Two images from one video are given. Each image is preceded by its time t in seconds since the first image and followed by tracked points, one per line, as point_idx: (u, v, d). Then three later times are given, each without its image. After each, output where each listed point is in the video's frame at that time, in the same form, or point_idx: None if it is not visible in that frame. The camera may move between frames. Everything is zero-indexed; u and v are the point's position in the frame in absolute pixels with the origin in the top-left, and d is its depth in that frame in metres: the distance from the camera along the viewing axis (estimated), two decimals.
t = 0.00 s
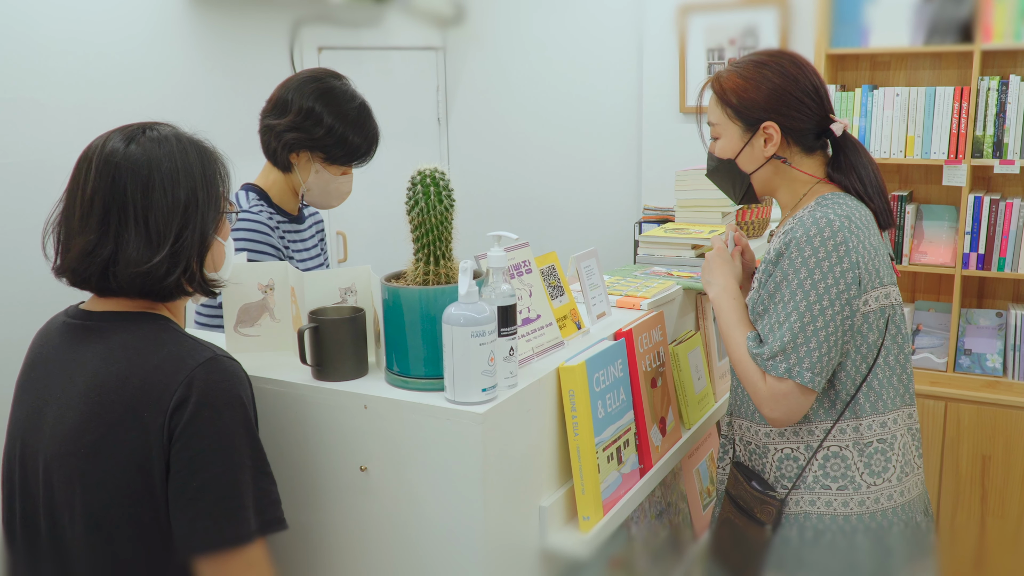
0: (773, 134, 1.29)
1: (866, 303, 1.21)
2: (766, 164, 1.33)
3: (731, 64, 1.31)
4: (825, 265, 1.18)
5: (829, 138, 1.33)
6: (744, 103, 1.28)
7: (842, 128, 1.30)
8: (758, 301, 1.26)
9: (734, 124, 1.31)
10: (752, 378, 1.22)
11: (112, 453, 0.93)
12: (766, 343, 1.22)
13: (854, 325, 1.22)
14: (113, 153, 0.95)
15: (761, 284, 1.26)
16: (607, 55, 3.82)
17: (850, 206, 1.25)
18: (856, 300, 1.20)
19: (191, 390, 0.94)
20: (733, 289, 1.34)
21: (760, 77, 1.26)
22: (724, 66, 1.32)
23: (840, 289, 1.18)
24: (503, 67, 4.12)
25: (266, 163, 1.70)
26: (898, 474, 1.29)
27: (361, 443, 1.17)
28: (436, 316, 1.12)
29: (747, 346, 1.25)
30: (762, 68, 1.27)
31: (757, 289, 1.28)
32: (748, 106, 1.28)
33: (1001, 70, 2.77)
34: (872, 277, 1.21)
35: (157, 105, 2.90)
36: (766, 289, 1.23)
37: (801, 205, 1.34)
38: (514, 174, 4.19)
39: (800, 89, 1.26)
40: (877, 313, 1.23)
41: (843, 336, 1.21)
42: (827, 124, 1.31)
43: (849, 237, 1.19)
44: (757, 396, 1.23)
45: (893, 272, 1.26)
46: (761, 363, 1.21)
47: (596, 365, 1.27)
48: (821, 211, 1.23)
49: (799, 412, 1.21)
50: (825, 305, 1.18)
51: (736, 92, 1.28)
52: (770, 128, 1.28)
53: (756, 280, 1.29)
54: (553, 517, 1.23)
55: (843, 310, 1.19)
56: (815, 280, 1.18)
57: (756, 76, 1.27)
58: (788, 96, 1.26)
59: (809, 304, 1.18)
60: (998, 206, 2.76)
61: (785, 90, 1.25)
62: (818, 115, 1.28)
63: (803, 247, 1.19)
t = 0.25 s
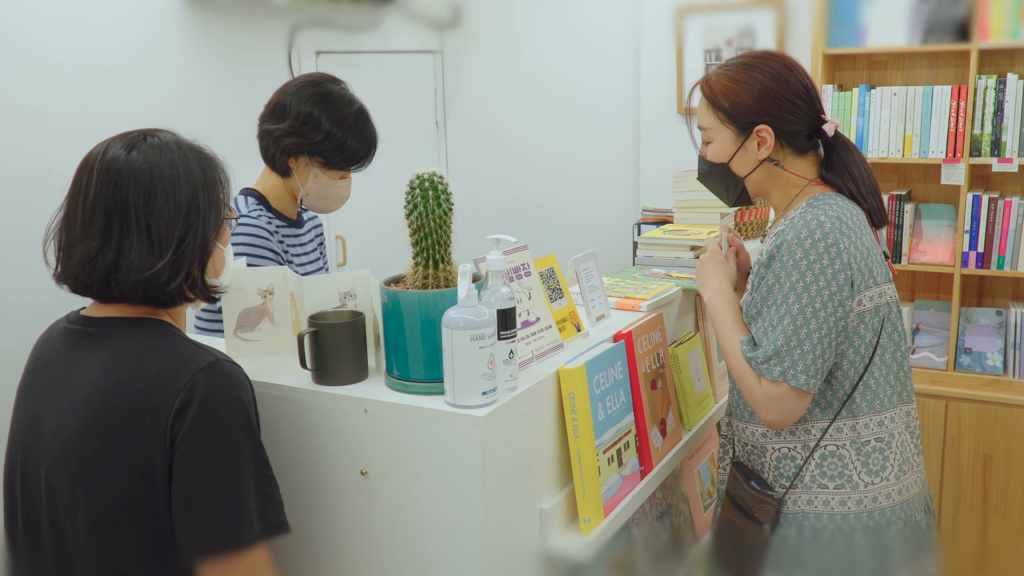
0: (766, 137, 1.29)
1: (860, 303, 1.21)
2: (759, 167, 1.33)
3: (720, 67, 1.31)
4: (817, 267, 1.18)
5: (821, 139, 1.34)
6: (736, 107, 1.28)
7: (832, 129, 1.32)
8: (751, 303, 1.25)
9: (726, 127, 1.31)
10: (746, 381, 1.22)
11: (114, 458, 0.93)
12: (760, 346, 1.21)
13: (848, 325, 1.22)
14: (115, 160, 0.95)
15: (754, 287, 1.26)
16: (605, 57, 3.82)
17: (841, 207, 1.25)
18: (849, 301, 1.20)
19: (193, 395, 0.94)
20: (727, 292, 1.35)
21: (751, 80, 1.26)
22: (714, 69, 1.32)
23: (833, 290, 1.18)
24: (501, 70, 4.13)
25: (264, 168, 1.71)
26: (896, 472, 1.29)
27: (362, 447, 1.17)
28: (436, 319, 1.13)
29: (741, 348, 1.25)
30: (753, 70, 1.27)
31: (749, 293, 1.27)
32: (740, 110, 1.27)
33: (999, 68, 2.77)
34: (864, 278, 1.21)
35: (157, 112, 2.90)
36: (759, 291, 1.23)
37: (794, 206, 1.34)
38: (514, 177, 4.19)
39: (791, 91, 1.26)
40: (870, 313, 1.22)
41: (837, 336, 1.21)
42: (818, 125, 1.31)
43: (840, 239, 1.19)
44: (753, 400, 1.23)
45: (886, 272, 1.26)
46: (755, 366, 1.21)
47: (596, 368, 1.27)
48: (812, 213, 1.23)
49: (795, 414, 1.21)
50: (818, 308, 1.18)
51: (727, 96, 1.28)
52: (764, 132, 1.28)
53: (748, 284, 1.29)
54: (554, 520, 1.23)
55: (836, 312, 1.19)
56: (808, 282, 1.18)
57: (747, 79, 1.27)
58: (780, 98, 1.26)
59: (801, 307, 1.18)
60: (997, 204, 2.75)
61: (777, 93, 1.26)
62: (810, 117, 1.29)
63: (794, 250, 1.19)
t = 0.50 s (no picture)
0: (762, 138, 1.29)
1: (856, 307, 1.21)
2: (755, 169, 1.33)
3: (715, 68, 1.31)
4: (811, 271, 1.18)
5: (817, 140, 1.34)
6: (732, 108, 1.28)
7: (829, 130, 1.31)
8: (747, 306, 1.26)
9: (722, 129, 1.31)
10: (742, 385, 1.22)
11: (116, 458, 0.93)
12: (755, 350, 1.21)
13: (844, 329, 1.21)
14: (120, 161, 0.95)
15: (750, 290, 1.26)
16: (607, 59, 3.83)
17: (837, 209, 1.25)
18: (845, 305, 1.20)
19: (195, 395, 0.94)
20: (723, 294, 1.35)
21: (745, 81, 1.26)
22: (709, 70, 1.31)
23: (828, 294, 1.18)
24: (502, 72, 4.13)
25: (265, 169, 1.71)
26: (894, 475, 1.28)
27: (363, 448, 1.17)
28: (437, 320, 1.13)
29: (737, 352, 1.25)
30: (748, 71, 1.27)
31: (745, 298, 1.27)
32: (736, 111, 1.27)
33: (1001, 71, 2.77)
34: (860, 281, 1.20)
35: (160, 113, 2.90)
36: (754, 295, 1.24)
37: (790, 207, 1.34)
38: (515, 179, 4.19)
39: (787, 92, 1.27)
40: (867, 316, 1.22)
41: (833, 340, 1.21)
42: (815, 126, 1.31)
43: (835, 243, 1.19)
44: (748, 403, 1.23)
45: (883, 274, 1.26)
46: (750, 370, 1.21)
47: (597, 370, 1.28)
48: (807, 217, 1.22)
49: (791, 418, 1.21)
50: (813, 312, 1.18)
51: (723, 97, 1.28)
52: (759, 133, 1.28)
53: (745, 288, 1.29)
54: (555, 522, 1.23)
55: (831, 317, 1.18)
56: (802, 286, 1.18)
57: (742, 79, 1.27)
58: (776, 99, 1.26)
59: (796, 312, 1.18)
60: (999, 207, 2.75)
61: (772, 93, 1.26)
62: (806, 118, 1.29)
63: (789, 254, 1.19)
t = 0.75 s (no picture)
0: (757, 138, 1.28)
1: (852, 307, 1.21)
2: (752, 169, 1.33)
3: (711, 70, 1.31)
4: (806, 271, 1.18)
5: (813, 139, 1.34)
6: (727, 108, 1.28)
7: (826, 128, 1.31)
8: (743, 307, 1.26)
9: (718, 129, 1.31)
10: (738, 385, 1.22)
11: (118, 460, 0.93)
12: (751, 350, 1.21)
13: (840, 329, 1.21)
14: (123, 166, 0.95)
15: (746, 291, 1.26)
16: (608, 61, 3.82)
17: (834, 209, 1.25)
18: (840, 305, 1.19)
19: (196, 396, 0.94)
20: (720, 295, 1.34)
21: (740, 80, 1.26)
22: (704, 71, 1.32)
23: (823, 294, 1.18)
24: (504, 74, 4.13)
25: (266, 172, 1.71)
26: (891, 476, 1.28)
27: (364, 451, 1.17)
28: (438, 323, 1.13)
29: (733, 353, 1.24)
30: (743, 71, 1.27)
31: (741, 297, 1.27)
32: (731, 111, 1.27)
33: (1003, 73, 2.76)
34: (856, 281, 1.20)
35: (162, 116, 2.91)
36: (749, 296, 1.24)
37: (787, 207, 1.34)
38: (516, 181, 4.19)
39: (782, 92, 1.27)
40: (862, 316, 1.22)
41: (829, 340, 1.20)
42: (810, 125, 1.32)
43: (830, 242, 1.19)
44: (744, 404, 1.23)
45: (880, 275, 1.26)
46: (746, 370, 1.21)
47: (598, 372, 1.28)
48: (802, 216, 1.22)
49: (787, 418, 1.21)
50: (808, 312, 1.17)
51: (718, 97, 1.28)
52: (754, 132, 1.28)
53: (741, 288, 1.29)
54: (557, 524, 1.23)
55: (826, 317, 1.18)
56: (797, 287, 1.18)
57: (737, 79, 1.27)
58: (771, 98, 1.26)
59: (790, 311, 1.17)
60: (1001, 209, 2.75)
61: (767, 93, 1.26)
62: (801, 117, 1.29)
63: (784, 254, 1.19)
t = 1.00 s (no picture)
0: (748, 135, 1.28)
1: (846, 308, 1.20)
2: (745, 166, 1.33)
3: (703, 70, 1.32)
4: (799, 273, 1.18)
5: (807, 135, 1.33)
6: (718, 107, 1.28)
7: (818, 123, 1.29)
8: (737, 308, 1.25)
9: (709, 128, 1.31)
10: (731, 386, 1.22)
11: (120, 467, 0.93)
12: (745, 352, 1.21)
13: (833, 330, 1.21)
14: (125, 173, 0.96)
15: (740, 292, 1.26)
16: (608, 62, 3.82)
17: (827, 209, 1.25)
18: (833, 306, 1.19)
19: (198, 403, 0.94)
20: (714, 296, 1.34)
21: (730, 79, 1.27)
22: (696, 72, 1.32)
23: (816, 296, 1.18)
24: (503, 75, 4.13)
25: (267, 178, 1.71)
26: (886, 476, 1.28)
27: (368, 455, 1.17)
28: (441, 327, 1.13)
29: (727, 354, 1.24)
30: (733, 70, 1.28)
31: (735, 298, 1.27)
32: (722, 109, 1.28)
33: (1003, 70, 2.75)
34: (849, 281, 1.20)
35: (164, 123, 2.92)
36: (743, 297, 1.23)
37: (782, 206, 1.33)
38: (518, 183, 4.19)
39: (773, 89, 1.26)
40: (857, 316, 1.22)
41: (823, 342, 1.21)
42: (804, 120, 1.30)
43: (823, 243, 1.19)
44: (740, 405, 1.23)
45: (875, 274, 1.25)
46: (740, 373, 1.20)
47: (601, 374, 1.28)
48: (795, 217, 1.22)
49: (781, 420, 1.21)
50: (800, 314, 1.17)
51: (708, 96, 1.29)
52: (745, 129, 1.28)
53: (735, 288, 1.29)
54: (561, 526, 1.23)
55: (819, 319, 1.18)
56: (790, 289, 1.18)
57: (727, 78, 1.27)
58: (762, 96, 1.26)
59: (783, 314, 1.17)
60: (1003, 206, 2.74)
61: (758, 90, 1.26)
62: (794, 113, 1.28)
63: (776, 256, 1.19)
